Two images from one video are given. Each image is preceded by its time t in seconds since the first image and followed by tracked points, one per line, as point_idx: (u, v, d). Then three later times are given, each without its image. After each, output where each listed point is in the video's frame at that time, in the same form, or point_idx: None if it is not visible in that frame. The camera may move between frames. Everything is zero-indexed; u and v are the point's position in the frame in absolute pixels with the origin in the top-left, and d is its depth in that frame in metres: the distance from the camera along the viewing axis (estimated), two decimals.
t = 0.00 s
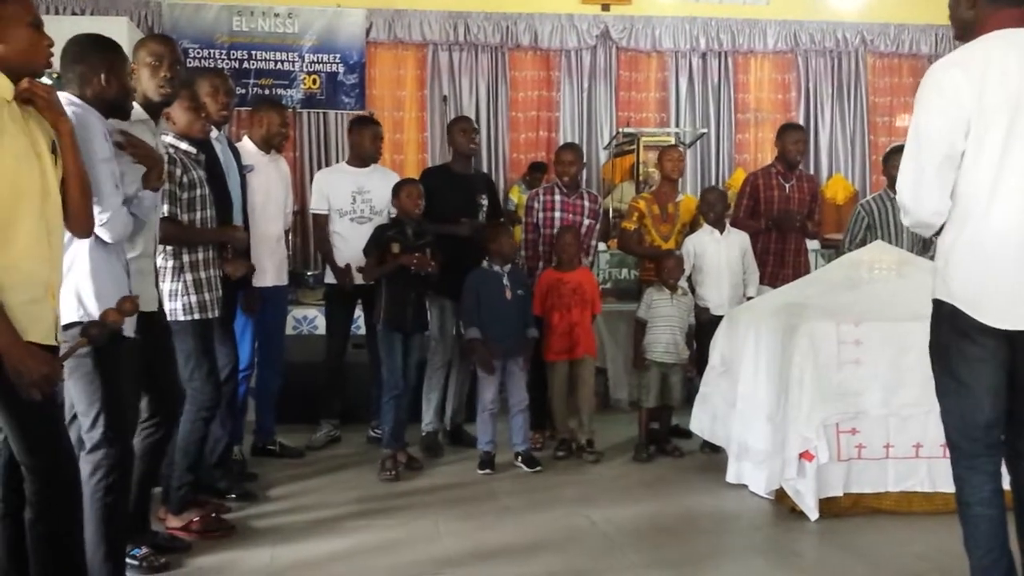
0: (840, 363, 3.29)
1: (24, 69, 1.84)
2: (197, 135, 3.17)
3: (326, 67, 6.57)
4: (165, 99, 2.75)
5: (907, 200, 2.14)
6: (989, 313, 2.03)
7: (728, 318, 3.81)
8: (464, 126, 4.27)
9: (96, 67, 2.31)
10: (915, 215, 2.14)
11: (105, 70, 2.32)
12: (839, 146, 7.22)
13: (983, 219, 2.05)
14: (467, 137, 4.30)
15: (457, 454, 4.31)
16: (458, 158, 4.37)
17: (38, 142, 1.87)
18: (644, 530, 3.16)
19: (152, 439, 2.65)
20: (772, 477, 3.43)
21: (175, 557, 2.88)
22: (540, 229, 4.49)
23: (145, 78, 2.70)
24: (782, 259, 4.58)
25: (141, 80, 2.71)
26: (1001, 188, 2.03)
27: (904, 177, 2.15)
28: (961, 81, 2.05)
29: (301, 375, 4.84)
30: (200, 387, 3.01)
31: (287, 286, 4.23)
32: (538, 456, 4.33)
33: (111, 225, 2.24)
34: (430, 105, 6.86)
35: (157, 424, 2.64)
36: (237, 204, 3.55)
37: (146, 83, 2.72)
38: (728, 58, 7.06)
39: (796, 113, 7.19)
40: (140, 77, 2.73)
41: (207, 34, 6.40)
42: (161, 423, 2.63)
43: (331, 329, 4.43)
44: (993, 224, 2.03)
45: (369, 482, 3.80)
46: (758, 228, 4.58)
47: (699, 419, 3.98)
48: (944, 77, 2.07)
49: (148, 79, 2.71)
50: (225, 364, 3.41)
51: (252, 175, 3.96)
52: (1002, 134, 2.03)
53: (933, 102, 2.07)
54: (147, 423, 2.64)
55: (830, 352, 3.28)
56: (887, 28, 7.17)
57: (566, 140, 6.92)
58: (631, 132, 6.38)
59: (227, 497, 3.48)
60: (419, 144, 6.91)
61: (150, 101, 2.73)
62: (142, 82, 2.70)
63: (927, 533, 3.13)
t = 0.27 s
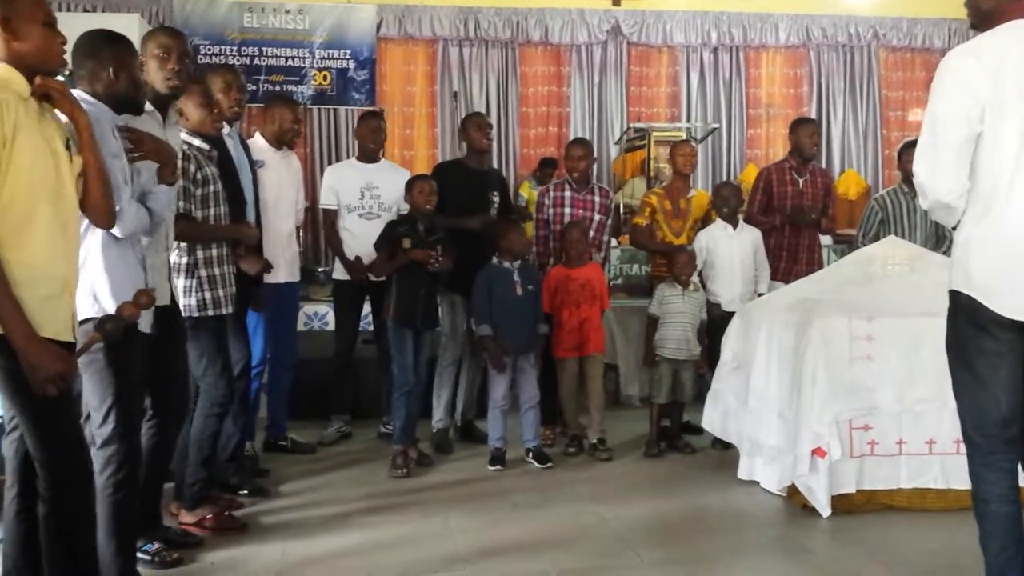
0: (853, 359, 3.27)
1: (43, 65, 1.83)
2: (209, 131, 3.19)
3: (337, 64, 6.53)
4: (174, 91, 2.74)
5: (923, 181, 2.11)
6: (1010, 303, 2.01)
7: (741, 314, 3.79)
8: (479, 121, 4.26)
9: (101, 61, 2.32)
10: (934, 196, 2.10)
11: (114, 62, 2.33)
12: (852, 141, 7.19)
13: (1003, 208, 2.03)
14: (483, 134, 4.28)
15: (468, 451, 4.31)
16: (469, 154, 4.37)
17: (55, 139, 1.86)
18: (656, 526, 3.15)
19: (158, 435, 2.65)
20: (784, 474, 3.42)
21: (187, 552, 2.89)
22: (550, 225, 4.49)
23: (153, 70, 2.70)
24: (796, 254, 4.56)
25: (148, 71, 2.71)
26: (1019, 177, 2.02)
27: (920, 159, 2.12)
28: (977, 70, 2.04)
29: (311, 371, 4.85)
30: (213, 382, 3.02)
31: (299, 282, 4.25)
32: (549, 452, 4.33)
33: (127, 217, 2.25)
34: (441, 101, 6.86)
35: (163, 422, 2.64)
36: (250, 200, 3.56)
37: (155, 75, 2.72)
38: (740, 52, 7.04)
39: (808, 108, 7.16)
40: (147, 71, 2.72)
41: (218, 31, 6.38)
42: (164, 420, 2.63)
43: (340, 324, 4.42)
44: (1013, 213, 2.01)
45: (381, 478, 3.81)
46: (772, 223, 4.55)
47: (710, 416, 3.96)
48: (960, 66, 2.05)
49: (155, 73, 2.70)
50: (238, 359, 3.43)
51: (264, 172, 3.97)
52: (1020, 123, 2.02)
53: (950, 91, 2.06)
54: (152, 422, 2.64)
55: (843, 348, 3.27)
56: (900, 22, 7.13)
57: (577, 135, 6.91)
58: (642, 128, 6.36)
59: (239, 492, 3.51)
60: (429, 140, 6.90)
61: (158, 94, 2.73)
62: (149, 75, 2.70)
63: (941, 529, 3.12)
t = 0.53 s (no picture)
0: (861, 355, 3.27)
1: (59, 64, 1.85)
2: (219, 128, 3.20)
3: (344, 60, 6.51)
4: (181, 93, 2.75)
5: (934, 185, 2.10)
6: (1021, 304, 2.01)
7: (749, 311, 3.79)
8: (487, 117, 4.28)
9: (108, 62, 2.31)
10: (944, 201, 2.11)
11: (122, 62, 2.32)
12: (860, 137, 7.16)
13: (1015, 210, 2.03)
14: (489, 129, 4.30)
15: (475, 446, 4.31)
16: (477, 151, 4.37)
17: (66, 138, 1.88)
18: (664, 523, 3.15)
19: (167, 431, 2.66)
20: (792, 470, 3.42)
21: (196, 547, 2.90)
22: (560, 221, 4.48)
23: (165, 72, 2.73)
24: (805, 251, 4.54)
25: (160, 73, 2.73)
26: None
27: (931, 161, 2.12)
28: (993, 69, 2.02)
29: (319, 366, 4.86)
30: (223, 377, 3.04)
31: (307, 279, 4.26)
32: (556, 448, 4.33)
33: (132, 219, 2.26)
34: (448, 98, 6.86)
35: (173, 417, 2.65)
36: (258, 196, 3.56)
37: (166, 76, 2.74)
38: (748, 49, 7.01)
39: (817, 104, 7.14)
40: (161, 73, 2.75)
41: (225, 27, 6.35)
42: (174, 417, 2.65)
43: (343, 319, 4.44)
44: None
45: (389, 474, 3.82)
46: (781, 220, 4.53)
47: (718, 413, 3.96)
48: (975, 65, 2.03)
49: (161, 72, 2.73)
50: (246, 356, 3.44)
51: (273, 167, 3.97)
52: None
53: (965, 91, 2.04)
54: (161, 417, 2.66)
55: (852, 345, 3.26)
56: (910, 18, 7.10)
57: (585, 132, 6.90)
58: (650, 124, 6.36)
59: (247, 487, 3.52)
60: (437, 137, 6.92)
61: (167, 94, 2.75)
62: (158, 77, 2.72)
63: (950, 527, 3.11)
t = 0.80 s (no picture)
0: (868, 355, 3.26)
1: (72, 65, 1.86)
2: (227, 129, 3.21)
3: (350, 61, 6.50)
4: (190, 95, 2.80)
5: (938, 190, 2.11)
6: None
7: (755, 311, 3.79)
8: (489, 117, 4.28)
9: (120, 66, 2.33)
10: (946, 204, 2.12)
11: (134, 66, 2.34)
12: (866, 137, 7.15)
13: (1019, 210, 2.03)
14: (491, 129, 4.30)
15: (481, 447, 4.31)
16: (482, 151, 4.37)
17: (78, 140, 1.89)
18: (670, 523, 3.15)
19: (173, 429, 2.67)
20: (798, 470, 3.42)
21: (203, 546, 2.91)
22: (566, 221, 4.48)
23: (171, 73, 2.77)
24: (811, 250, 4.53)
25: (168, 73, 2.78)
26: None
27: (934, 166, 2.12)
28: (1001, 69, 2.02)
29: (325, 367, 4.87)
30: (229, 377, 3.04)
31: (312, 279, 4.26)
32: (562, 448, 4.33)
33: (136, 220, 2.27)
34: (454, 98, 6.86)
35: (178, 417, 2.66)
36: (266, 197, 3.58)
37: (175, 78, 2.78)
38: (754, 49, 7.01)
39: (822, 105, 7.13)
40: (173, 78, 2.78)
41: (232, 28, 6.35)
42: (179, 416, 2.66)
43: (345, 318, 4.45)
44: None
45: (395, 474, 3.82)
46: (787, 219, 4.55)
47: (724, 413, 3.96)
48: (983, 64, 2.04)
49: (171, 74, 2.77)
50: (253, 356, 3.43)
51: (279, 168, 3.99)
52: None
53: (971, 91, 2.04)
54: (168, 416, 2.66)
55: (859, 344, 3.26)
56: (916, 19, 7.09)
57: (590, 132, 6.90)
58: (655, 124, 6.35)
59: (254, 487, 3.53)
60: (442, 137, 6.92)
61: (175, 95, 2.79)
62: (168, 79, 2.76)
63: (958, 526, 3.11)
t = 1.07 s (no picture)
0: (872, 353, 3.26)
1: (82, 63, 1.87)
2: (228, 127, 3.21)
3: (352, 59, 6.50)
4: (197, 94, 2.81)
5: (941, 188, 2.10)
6: None
7: (758, 309, 3.78)
8: (488, 114, 4.27)
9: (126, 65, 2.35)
10: (948, 203, 2.11)
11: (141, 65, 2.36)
12: (870, 135, 7.14)
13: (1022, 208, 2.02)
14: (491, 127, 4.30)
15: (483, 445, 4.31)
16: (483, 149, 4.37)
17: (87, 139, 1.89)
18: (673, 521, 3.14)
19: (183, 427, 2.67)
20: (802, 469, 3.41)
21: (207, 544, 2.91)
22: (568, 219, 4.48)
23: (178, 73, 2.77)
24: (813, 249, 4.52)
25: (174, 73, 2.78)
26: None
27: (937, 165, 2.11)
28: (1005, 66, 2.01)
29: (328, 365, 4.87)
30: (232, 376, 3.04)
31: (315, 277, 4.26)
32: (564, 446, 4.32)
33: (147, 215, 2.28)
34: (456, 96, 6.86)
35: (187, 414, 2.66)
36: (269, 195, 3.58)
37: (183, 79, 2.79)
38: (757, 46, 7.00)
39: (826, 102, 7.12)
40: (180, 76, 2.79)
41: (235, 26, 6.35)
42: (189, 413, 2.65)
43: (346, 316, 4.44)
44: None
45: (398, 472, 3.82)
46: (790, 217, 4.53)
47: (727, 411, 3.95)
48: (986, 62, 2.03)
49: (179, 74, 2.78)
50: (256, 355, 3.45)
51: (281, 167, 3.98)
52: None
53: (974, 88, 2.03)
54: (177, 414, 2.66)
55: (862, 343, 3.25)
56: (919, 16, 7.08)
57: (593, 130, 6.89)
58: (658, 122, 6.34)
59: (257, 485, 3.53)
60: (445, 134, 6.92)
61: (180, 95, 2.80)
62: (175, 78, 2.77)
63: (961, 525, 3.10)
